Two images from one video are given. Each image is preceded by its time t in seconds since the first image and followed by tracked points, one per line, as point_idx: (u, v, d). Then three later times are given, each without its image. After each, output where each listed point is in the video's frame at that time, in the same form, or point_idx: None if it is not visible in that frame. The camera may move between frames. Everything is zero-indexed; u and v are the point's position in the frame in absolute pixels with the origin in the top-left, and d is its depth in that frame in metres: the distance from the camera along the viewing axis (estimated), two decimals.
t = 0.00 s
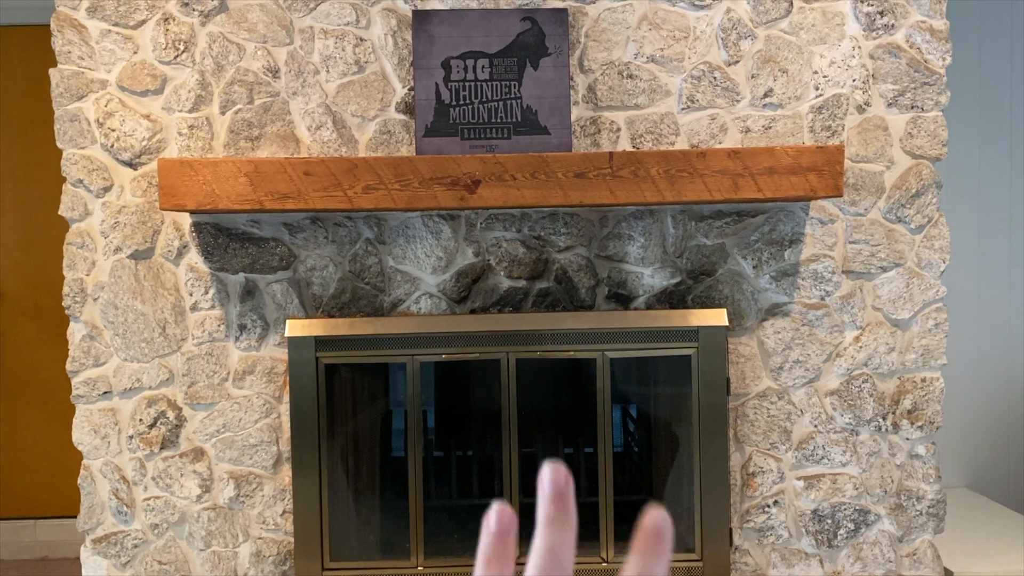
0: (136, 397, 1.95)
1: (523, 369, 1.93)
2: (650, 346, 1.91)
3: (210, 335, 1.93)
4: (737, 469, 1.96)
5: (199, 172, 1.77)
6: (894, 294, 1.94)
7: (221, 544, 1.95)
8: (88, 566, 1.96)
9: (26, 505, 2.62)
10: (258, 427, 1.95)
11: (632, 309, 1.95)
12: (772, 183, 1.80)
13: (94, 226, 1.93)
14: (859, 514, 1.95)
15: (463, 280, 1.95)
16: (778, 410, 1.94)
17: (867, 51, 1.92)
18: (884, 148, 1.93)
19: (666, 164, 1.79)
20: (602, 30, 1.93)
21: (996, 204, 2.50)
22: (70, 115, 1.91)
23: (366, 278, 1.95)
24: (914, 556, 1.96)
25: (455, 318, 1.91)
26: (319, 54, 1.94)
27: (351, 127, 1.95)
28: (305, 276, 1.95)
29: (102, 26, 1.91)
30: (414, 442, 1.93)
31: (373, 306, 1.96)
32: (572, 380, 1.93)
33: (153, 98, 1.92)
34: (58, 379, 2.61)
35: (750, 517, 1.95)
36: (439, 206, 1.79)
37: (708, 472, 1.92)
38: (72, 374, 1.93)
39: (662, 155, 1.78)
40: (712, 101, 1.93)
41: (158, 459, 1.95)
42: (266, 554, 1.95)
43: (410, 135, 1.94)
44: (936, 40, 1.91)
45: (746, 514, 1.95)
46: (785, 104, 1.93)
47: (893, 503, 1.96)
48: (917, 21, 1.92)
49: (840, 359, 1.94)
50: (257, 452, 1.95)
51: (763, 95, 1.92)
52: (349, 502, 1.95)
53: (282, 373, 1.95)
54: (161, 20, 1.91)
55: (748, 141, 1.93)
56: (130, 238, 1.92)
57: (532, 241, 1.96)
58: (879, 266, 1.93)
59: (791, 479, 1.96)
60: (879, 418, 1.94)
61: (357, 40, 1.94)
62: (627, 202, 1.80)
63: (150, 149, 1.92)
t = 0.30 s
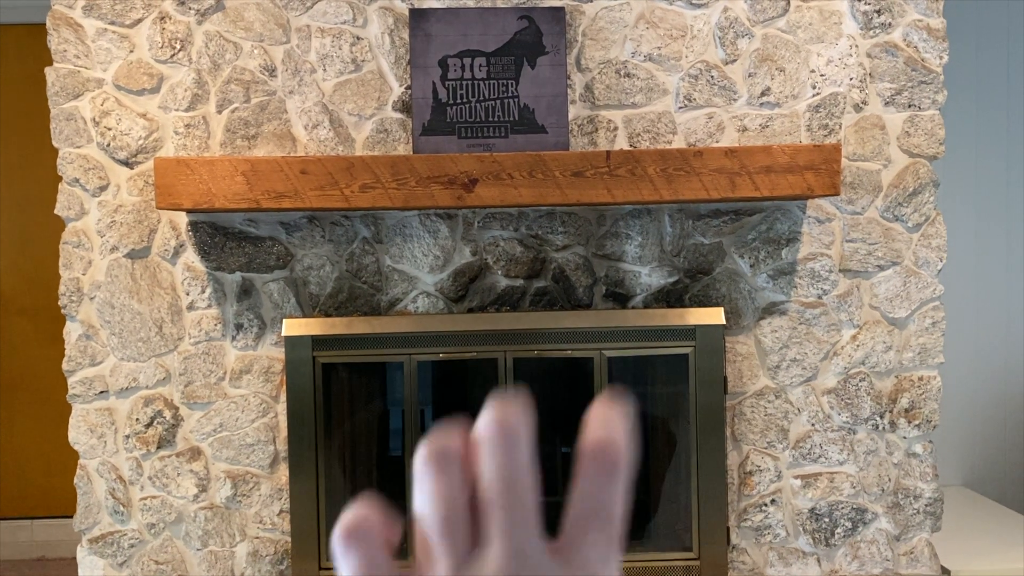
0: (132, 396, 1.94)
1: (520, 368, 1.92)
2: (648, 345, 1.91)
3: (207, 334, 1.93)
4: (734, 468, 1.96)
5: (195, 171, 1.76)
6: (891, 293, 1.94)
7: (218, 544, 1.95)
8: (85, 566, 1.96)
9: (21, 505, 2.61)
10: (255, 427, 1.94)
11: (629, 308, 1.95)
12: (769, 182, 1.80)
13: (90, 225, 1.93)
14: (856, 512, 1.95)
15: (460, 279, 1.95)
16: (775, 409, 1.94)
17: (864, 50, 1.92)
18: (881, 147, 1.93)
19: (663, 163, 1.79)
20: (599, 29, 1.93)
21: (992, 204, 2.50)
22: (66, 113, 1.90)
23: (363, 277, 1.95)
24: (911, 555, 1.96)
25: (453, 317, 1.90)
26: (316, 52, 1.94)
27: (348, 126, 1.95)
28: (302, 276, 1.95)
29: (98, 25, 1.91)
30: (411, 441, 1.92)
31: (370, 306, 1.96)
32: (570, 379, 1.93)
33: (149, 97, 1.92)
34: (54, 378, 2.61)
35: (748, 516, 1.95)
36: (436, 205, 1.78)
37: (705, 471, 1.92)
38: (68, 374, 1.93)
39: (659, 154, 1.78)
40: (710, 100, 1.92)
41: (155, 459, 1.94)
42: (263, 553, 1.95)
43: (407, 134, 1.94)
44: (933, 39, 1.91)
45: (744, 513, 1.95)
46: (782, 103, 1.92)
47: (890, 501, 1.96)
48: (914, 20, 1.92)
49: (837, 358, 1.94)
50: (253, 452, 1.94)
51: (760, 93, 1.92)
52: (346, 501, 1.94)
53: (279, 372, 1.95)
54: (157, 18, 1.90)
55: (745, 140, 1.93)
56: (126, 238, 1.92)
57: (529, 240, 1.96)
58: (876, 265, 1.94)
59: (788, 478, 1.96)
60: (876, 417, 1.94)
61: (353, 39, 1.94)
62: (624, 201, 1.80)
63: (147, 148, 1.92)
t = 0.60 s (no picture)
0: (129, 395, 1.94)
1: (518, 367, 1.92)
2: (646, 343, 1.91)
3: (204, 333, 1.93)
4: (731, 466, 1.96)
5: (192, 170, 1.76)
6: (888, 291, 1.94)
7: (216, 542, 1.95)
8: (82, 565, 1.95)
9: (19, 504, 2.61)
10: (252, 425, 1.94)
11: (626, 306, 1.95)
12: (766, 180, 1.80)
13: (88, 223, 1.93)
14: (853, 510, 1.96)
15: (458, 277, 1.95)
16: (772, 407, 1.95)
17: (861, 48, 1.92)
18: (878, 145, 1.93)
19: (661, 161, 1.79)
20: (596, 27, 1.93)
21: (989, 202, 2.50)
22: (62, 111, 1.90)
23: (360, 276, 1.95)
24: (908, 552, 1.97)
25: (450, 316, 1.90)
26: (314, 50, 1.94)
27: (345, 124, 1.94)
28: (299, 274, 1.95)
29: (95, 23, 1.90)
30: (409, 440, 1.92)
31: (368, 304, 1.96)
32: (568, 377, 1.93)
33: (146, 96, 1.92)
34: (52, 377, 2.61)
35: (745, 514, 1.95)
36: (433, 203, 1.78)
37: (703, 468, 1.92)
38: (65, 372, 1.93)
39: (656, 152, 1.78)
40: (707, 98, 1.93)
41: (153, 458, 1.94)
42: (260, 551, 1.95)
43: (404, 132, 1.94)
44: (930, 37, 1.91)
45: (741, 511, 1.95)
46: (779, 101, 1.92)
47: (887, 499, 1.96)
48: (911, 18, 1.92)
49: (834, 356, 1.95)
50: (251, 450, 1.94)
51: (757, 92, 1.92)
52: (344, 500, 1.94)
53: (276, 370, 1.95)
54: (154, 16, 1.90)
55: (742, 138, 1.93)
56: (123, 236, 1.91)
57: (527, 239, 1.96)
58: (873, 263, 1.94)
59: (785, 476, 1.96)
60: (873, 414, 1.95)
61: (351, 37, 1.93)
62: (622, 199, 1.80)
63: (144, 146, 1.91)
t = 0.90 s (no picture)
0: (127, 391, 1.94)
1: (515, 363, 1.93)
2: (643, 340, 1.92)
3: (202, 329, 1.93)
4: (729, 462, 1.96)
5: (190, 166, 1.76)
6: (885, 288, 1.94)
7: (213, 539, 1.95)
8: (80, 561, 1.95)
9: (17, 500, 2.61)
10: (250, 422, 1.94)
11: (624, 303, 1.95)
12: (764, 177, 1.80)
13: (85, 219, 1.92)
14: (851, 506, 1.96)
15: (456, 274, 1.95)
16: (770, 403, 1.95)
17: (860, 45, 1.92)
18: (876, 142, 1.93)
19: (659, 157, 1.79)
20: (594, 23, 1.93)
21: (987, 200, 2.50)
22: (59, 107, 1.90)
23: (359, 272, 1.95)
24: (905, 549, 1.97)
25: (448, 312, 1.91)
26: (312, 46, 1.93)
27: (343, 120, 1.94)
28: (297, 270, 1.95)
29: (92, 19, 1.90)
30: (407, 436, 1.92)
31: (366, 300, 1.96)
32: (566, 374, 1.93)
33: (144, 91, 1.91)
34: (49, 374, 2.60)
35: (742, 510, 1.95)
36: (432, 199, 1.78)
37: (700, 464, 1.92)
38: (63, 369, 1.92)
39: (655, 148, 1.78)
40: (705, 94, 1.92)
41: (150, 454, 1.94)
42: (258, 548, 1.95)
43: (402, 128, 1.94)
44: (928, 34, 1.91)
45: (739, 507, 1.95)
46: (778, 98, 1.92)
47: (884, 495, 1.97)
48: (909, 15, 1.92)
49: (832, 352, 1.95)
50: (249, 447, 1.94)
51: (756, 88, 1.92)
52: (342, 496, 1.95)
53: (274, 367, 1.95)
54: (151, 12, 1.90)
55: (740, 135, 1.93)
56: (121, 232, 1.91)
57: (525, 235, 1.96)
58: (871, 260, 1.94)
59: (783, 472, 1.96)
60: (871, 411, 1.95)
61: (348, 33, 1.93)
62: (620, 196, 1.80)
63: (141, 142, 1.91)
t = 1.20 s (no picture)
0: (125, 386, 1.94)
1: (514, 359, 1.93)
2: (641, 336, 1.92)
3: (199, 324, 1.92)
4: (727, 458, 1.96)
5: (187, 160, 1.75)
6: (883, 284, 1.94)
7: (210, 534, 1.94)
8: (77, 556, 1.95)
9: (15, 495, 2.61)
10: (248, 417, 1.94)
11: (623, 299, 1.95)
12: (763, 173, 1.80)
13: (82, 214, 1.92)
14: (848, 502, 1.96)
15: (454, 269, 1.95)
16: (768, 399, 1.95)
17: (859, 41, 1.92)
18: (875, 138, 1.92)
19: (658, 153, 1.78)
20: (593, 18, 1.92)
21: (985, 196, 2.50)
22: (56, 101, 1.89)
23: (356, 267, 1.94)
24: (902, 545, 1.97)
25: (446, 308, 1.90)
26: (310, 40, 1.93)
27: (341, 115, 1.94)
28: (295, 265, 1.94)
29: (89, 12, 1.89)
30: (404, 431, 1.92)
31: (363, 295, 1.96)
32: (564, 369, 1.93)
33: (141, 85, 1.90)
34: (46, 369, 2.60)
35: (740, 505, 1.95)
36: (430, 194, 1.78)
37: (698, 460, 1.92)
38: (60, 363, 1.92)
39: (653, 144, 1.78)
40: (704, 90, 1.92)
41: (147, 449, 1.94)
42: (256, 543, 1.94)
43: (401, 123, 1.93)
44: (927, 30, 1.91)
45: (736, 502, 1.95)
46: (777, 93, 1.92)
47: (881, 491, 1.97)
48: (909, 10, 1.91)
49: (830, 348, 1.95)
50: (246, 442, 1.94)
51: (755, 84, 1.91)
52: (339, 491, 1.95)
53: (272, 362, 1.94)
54: (148, 5, 1.89)
55: (739, 130, 1.92)
56: (118, 227, 1.91)
57: (523, 231, 1.95)
58: (870, 256, 1.94)
59: (780, 468, 1.96)
60: (869, 407, 1.95)
61: (347, 27, 1.92)
62: (618, 191, 1.80)
63: (139, 136, 1.90)
